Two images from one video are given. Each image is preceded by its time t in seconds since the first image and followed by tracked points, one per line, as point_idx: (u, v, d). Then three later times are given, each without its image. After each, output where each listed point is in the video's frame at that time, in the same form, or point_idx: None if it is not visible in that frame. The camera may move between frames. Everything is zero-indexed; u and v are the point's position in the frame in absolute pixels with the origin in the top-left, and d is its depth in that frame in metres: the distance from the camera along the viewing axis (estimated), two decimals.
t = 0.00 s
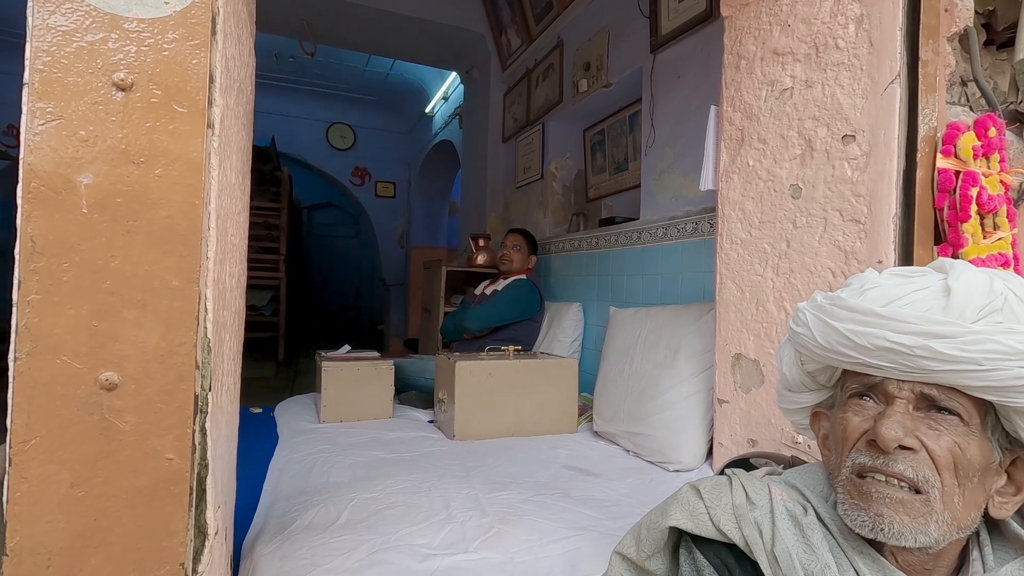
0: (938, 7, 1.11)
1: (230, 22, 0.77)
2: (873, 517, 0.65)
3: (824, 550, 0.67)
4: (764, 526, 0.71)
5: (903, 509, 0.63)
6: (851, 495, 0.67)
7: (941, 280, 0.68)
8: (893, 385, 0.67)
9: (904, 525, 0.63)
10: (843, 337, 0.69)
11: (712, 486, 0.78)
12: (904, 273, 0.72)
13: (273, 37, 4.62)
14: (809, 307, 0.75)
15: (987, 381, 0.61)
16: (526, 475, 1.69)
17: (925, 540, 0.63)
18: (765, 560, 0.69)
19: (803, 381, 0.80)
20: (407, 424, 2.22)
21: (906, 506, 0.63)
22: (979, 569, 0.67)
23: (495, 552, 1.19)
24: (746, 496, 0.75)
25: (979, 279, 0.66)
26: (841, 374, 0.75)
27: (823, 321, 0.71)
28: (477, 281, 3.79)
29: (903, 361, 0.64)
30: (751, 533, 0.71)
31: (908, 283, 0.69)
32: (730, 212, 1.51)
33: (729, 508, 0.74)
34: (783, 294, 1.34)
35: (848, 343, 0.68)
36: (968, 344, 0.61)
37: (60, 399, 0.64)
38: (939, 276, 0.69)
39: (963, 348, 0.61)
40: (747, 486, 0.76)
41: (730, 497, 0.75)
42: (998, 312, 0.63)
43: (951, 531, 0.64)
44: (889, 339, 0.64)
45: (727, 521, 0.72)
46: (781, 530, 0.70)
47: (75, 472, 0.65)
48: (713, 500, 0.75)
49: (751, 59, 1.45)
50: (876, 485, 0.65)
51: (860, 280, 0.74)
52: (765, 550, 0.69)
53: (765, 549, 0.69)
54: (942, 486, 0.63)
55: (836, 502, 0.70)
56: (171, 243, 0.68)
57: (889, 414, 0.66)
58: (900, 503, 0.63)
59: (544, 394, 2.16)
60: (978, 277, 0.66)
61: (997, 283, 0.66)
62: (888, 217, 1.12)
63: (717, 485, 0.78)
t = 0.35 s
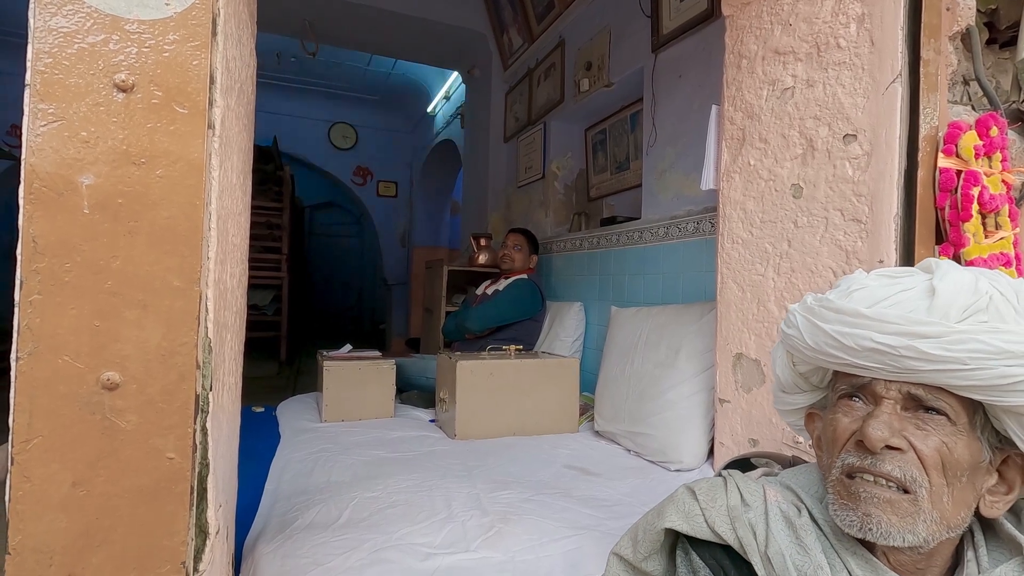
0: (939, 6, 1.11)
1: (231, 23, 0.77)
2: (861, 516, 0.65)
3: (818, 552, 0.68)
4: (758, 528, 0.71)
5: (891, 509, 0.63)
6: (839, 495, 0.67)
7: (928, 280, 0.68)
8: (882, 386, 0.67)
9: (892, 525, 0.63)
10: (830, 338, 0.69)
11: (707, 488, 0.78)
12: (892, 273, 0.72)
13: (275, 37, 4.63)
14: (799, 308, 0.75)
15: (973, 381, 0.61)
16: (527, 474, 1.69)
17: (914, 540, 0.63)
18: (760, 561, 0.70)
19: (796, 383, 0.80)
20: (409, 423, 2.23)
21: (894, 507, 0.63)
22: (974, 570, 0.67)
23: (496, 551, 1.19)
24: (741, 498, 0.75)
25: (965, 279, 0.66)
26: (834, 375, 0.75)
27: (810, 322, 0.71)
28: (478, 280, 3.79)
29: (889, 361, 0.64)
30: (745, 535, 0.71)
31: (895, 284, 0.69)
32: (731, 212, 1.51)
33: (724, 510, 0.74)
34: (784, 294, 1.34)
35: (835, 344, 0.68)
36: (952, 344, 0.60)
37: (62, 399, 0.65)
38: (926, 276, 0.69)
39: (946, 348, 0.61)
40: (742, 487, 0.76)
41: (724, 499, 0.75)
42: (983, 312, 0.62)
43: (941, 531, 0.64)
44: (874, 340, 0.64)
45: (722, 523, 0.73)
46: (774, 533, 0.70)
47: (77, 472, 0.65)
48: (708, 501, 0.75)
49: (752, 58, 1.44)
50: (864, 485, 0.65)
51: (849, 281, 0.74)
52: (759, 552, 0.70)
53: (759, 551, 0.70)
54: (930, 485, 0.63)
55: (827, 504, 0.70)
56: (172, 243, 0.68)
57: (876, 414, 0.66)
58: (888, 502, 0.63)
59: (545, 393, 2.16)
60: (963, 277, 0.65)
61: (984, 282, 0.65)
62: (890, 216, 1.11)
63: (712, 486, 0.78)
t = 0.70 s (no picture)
0: (939, 6, 1.10)
1: (229, 25, 0.78)
2: (844, 517, 0.66)
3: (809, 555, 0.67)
4: (750, 529, 0.71)
5: (873, 510, 0.64)
6: (823, 496, 0.68)
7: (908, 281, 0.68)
8: (865, 387, 0.67)
9: (874, 526, 0.64)
10: (813, 341, 0.69)
11: (701, 489, 0.78)
12: (875, 275, 0.72)
13: (277, 37, 4.64)
14: (785, 311, 0.76)
15: (953, 381, 0.61)
16: (527, 474, 1.69)
17: (897, 540, 0.64)
18: (751, 562, 0.69)
19: (788, 385, 0.80)
20: (410, 422, 2.23)
21: (877, 508, 0.64)
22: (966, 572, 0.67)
23: (495, 550, 1.20)
24: (733, 499, 0.75)
25: (944, 279, 0.66)
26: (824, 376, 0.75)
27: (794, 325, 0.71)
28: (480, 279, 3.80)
29: (870, 363, 0.65)
30: (736, 536, 0.71)
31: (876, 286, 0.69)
32: (731, 211, 1.51)
33: (716, 511, 0.74)
34: (784, 294, 1.34)
35: (818, 346, 0.68)
36: (930, 345, 0.61)
37: (62, 398, 0.65)
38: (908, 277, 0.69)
39: (923, 349, 0.61)
40: (735, 488, 0.76)
41: (717, 500, 0.76)
42: (962, 312, 0.62)
43: (925, 531, 0.64)
44: (854, 342, 0.65)
45: (714, 524, 0.73)
46: (766, 534, 0.70)
47: (77, 471, 0.66)
48: (701, 503, 0.76)
49: (752, 58, 1.44)
50: (847, 486, 0.66)
51: (832, 283, 0.74)
52: (751, 553, 0.70)
53: (751, 552, 0.70)
54: (912, 486, 0.64)
55: (815, 505, 0.71)
56: (170, 244, 0.69)
57: (858, 416, 0.67)
58: (870, 503, 0.64)
59: (546, 393, 2.17)
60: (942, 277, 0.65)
61: (964, 281, 0.65)
62: (890, 215, 1.11)
63: (705, 488, 0.78)
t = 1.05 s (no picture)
0: (943, 3, 1.10)
1: (234, 24, 0.78)
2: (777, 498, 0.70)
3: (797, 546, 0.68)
4: (740, 520, 0.71)
5: (795, 490, 0.68)
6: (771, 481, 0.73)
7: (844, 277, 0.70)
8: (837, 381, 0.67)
9: (796, 505, 0.67)
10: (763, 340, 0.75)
11: (696, 481, 0.79)
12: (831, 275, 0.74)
13: (280, 36, 4.65)
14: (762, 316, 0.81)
15: (852, 367, 0.63)
16: (531, 471, 1.70)
17: (823, 522, 0.66)
18: (739, 551, 0.70)
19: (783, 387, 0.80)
20: (413, 420, 2.24)
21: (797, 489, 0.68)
22: (954, 569, 0.66)
23: (497, 547, 1.20)
24: (727, 491, 0.76)
25: (868, 272, 0.67)
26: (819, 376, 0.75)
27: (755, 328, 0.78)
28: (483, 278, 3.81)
29: (792, 356, 0.69)
30: (727, 526, 0.72)
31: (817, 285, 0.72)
32: (734, 210, 1.51)
33: (709, 502, 0.75)
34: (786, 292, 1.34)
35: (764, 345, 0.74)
36: (822, 335, 0.64)
37: (69, 394, 0.66)
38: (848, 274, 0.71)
39: (819, 340, 0.65)
40: (729, 481, 0.77)
41: (710, 491, 0.76)
42: (866, 301, 0.64)
43: (857, 515, 0.65)
44: (775, 338, 0.70)
45: (707, 514, 0.73)
46: (755, 525, 0.70)
47: (83, 465, 0.66)
48: (695, 493, 0.76)
49: (756, 56, 1.44)
50: (781, 469, 0.70)
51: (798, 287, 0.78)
52: (741, 542, 0.70)
53: (739, 542, 0.70)
54: (832, 470, 0.66)
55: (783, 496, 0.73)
56: (176, 241, 0.69)
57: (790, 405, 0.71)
58: (795, 484, 0.68)
59: (549, 390, 2.17)
60: (853, 271, 0.67)
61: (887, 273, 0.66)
62: (892, 213, 1.11)
63: (701, 480, 0.79)
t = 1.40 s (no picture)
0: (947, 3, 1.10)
1: (240, 27, 0.79)
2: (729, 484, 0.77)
3: (762, 531, 0.72)
4: (711, 506, 0.77)
5: (736, 476, 0.75)
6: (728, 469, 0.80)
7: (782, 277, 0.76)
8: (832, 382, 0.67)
9: (736, 490, 0.75)
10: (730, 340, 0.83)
11: (678, 473, 0.85)
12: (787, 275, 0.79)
13: (285, 37, 4.66)
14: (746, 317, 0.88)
15: (765, 360, 0.71)
16: (534, 471, 1.70)
17: (759, 503, 0.72)
18: (710, 534, 0.75)
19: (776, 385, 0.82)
20: (417, 420, 2.25)
21: (738, 474, 0.75)
22: (902, 552, 0.67)
23: (501, 546, 1.21)
24: (705, 482, 0.82)
25: (791, 271, 0.73)
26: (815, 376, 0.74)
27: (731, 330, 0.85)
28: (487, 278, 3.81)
29: (737, 353, 0.77)
30: (700, 511, 0.77)
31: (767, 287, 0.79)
32: (737, 209, 1.48)
33: (687, 491, 0.81)
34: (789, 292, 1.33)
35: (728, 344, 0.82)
36: (741, 334, 0.73)
37: (79, 392, 0.67)
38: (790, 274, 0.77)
39: (739, 337, 0.73)
40: (707, 473, 0.84)
41: (690, 481, 0.83)
42: (775, 300, 0.71)
43: (789, 498, 0.70)
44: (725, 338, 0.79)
45: (682, 501, 0.80)
46: (726, 512, 0.76)
47: (93, 462, 0.67)
48: (675, 483, 0.83)
49: (759, 56, 1.42)
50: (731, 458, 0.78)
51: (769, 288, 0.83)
52: (710, 526, 0.75)
53: (709, 525, 0.75)
54: (764, 455, 0.72)
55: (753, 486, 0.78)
56: (184, 241, 0.70)
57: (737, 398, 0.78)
58: (737, 471, 0.76)
59: (553, 390, 2.18)
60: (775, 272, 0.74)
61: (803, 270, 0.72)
62: (895, 214, 1.10)
63: (685, 472, 0.85)
